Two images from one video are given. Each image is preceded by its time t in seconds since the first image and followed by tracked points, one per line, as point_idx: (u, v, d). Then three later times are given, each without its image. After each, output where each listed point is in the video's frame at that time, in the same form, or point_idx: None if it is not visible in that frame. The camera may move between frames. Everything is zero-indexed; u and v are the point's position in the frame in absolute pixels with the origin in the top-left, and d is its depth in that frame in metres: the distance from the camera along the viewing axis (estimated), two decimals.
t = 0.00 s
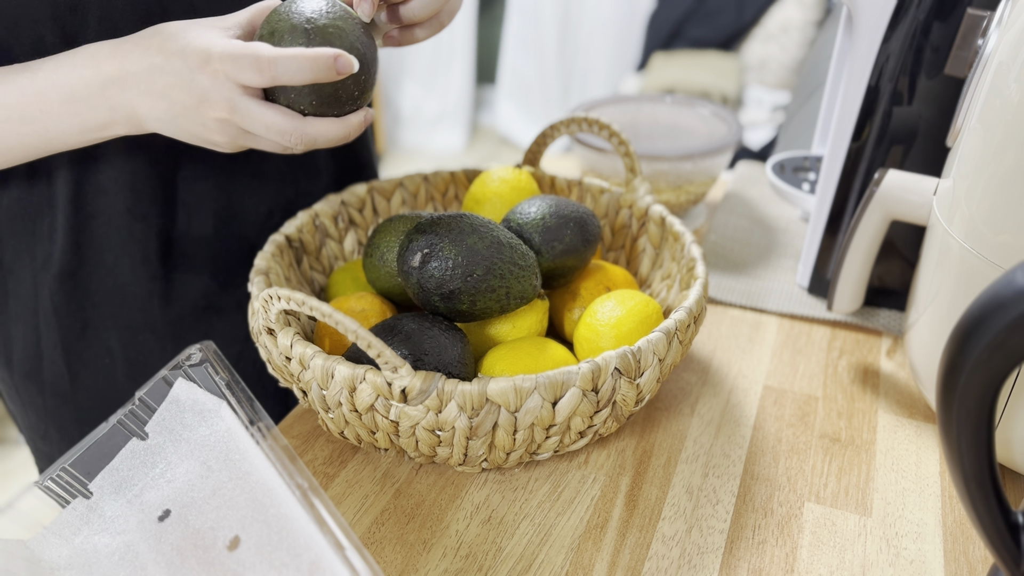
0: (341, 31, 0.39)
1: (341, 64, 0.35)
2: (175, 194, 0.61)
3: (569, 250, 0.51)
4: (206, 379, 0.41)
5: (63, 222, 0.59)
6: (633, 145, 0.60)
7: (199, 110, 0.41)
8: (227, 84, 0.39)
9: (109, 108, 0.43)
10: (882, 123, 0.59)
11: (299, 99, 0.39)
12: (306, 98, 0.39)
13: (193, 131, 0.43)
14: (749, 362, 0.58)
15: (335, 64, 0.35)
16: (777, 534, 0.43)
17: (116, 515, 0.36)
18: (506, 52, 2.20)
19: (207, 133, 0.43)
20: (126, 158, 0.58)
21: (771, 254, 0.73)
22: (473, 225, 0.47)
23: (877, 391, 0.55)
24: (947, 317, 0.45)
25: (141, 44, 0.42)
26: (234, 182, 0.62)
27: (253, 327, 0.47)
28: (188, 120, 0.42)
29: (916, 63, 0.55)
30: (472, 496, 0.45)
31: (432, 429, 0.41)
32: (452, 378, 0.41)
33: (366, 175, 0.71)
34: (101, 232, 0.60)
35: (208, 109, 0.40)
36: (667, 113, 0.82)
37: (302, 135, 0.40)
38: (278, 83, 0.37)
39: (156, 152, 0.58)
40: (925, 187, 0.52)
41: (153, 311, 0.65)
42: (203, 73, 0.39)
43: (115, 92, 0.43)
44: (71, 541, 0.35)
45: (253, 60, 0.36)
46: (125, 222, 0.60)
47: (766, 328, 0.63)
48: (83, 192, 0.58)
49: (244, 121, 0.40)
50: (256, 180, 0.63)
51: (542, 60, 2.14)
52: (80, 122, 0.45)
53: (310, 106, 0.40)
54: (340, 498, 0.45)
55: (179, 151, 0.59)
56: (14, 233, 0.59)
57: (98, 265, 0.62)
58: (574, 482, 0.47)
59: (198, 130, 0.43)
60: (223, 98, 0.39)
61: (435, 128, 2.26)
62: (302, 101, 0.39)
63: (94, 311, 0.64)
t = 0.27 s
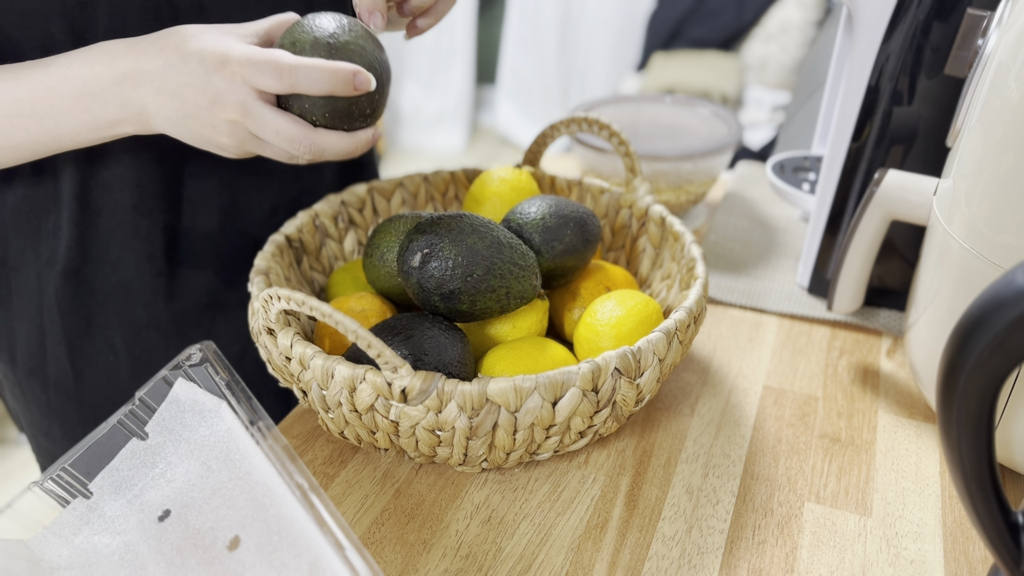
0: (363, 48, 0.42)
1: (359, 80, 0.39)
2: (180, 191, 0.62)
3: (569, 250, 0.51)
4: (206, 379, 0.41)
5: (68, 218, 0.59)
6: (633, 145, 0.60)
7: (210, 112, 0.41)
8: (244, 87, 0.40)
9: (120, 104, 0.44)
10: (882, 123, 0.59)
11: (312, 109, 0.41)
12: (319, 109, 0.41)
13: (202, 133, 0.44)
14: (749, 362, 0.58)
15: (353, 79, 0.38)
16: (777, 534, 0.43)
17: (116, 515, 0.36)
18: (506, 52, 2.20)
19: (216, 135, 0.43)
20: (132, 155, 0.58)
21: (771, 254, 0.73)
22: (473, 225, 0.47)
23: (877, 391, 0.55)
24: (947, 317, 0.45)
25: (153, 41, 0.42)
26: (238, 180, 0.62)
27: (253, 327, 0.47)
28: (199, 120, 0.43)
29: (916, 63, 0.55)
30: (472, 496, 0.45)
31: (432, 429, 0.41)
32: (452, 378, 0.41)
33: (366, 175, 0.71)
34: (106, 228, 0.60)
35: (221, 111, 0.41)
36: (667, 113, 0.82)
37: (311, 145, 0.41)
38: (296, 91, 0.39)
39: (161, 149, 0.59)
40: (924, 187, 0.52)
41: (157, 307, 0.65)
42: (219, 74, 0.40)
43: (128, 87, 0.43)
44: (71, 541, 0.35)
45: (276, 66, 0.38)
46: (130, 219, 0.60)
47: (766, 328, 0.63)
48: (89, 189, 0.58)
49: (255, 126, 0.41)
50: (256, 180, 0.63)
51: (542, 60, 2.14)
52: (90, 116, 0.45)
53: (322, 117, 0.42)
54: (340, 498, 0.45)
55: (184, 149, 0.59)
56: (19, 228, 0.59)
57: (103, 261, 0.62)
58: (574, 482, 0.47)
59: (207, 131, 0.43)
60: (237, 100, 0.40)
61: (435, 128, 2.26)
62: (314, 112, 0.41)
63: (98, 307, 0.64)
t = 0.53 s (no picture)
0: (377, 104, 0.48)
1: (377, 131, 0.45)
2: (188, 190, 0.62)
3: (569, 250, 0.51)
4: (206, 379, 0.41)
5: (75, 215, 0.58)
6: (633, 146, 0.60)
7: (223, 137, 0.44)
8: (265, 118, 0.44)
9: (126, 119, 0.45)
10: (882, 123, 0.59)
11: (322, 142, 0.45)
12: (328, 145, 0.45)
13: (207, 158, 0.46)
14: (749, 362, 0.58)
15: (373, 129, 0.44)
16: (777, 534, 0.43)
17: (116, 515, 0.36)
18: (506, 52, 2.20)
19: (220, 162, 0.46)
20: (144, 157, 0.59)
21: (771, 254, 0.73)
22: (473, 225, 0.47)
23: (877, 391, 0.55)
24: (947, 317, 0.45)
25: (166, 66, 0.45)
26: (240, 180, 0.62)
27: (253, 327, 0.47)
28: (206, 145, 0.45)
29: (916, 63, 0.55)
30: (472, 496, 0.45)
31: (432, 429, 0.41)
32: (452, 378, 0.41)
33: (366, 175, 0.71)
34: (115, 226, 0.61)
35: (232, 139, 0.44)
36: (667, 113, 0.82)
37: (317, 179, 0.45)
38: (318, 129, 0.44)
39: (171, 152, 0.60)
40: (924, 187, 0.52)
41: (162, 304, 0.65)
42: (244, 104, 0.43)
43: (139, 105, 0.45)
44: (71, 541, 0.35)
45: (305, 103, 0.43)
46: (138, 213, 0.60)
47: (766, 328, 0.63)
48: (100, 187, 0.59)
49: (266, 155, 0.45)
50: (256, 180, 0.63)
51: (542, 60, 2.14)
52: (95, 129, 0.46)
53: (329, 154, 0.46)
54: (340, 498, 0.45)
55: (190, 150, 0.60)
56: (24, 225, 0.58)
57: (110, 258, 0.62)
58: (574, 482, 0.47)
59: (212, 157, 0.46)
60: (257, 129, 0.44)
61: (435, 128, 2.26)
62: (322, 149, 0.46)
63: (103, 303, 0.64)
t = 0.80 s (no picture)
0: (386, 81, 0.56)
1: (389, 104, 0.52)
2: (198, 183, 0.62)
3: (569, 250, 0.51)
4: (206, 378, 0.41)
5: (88, 204, 0.59)
6: (633, 146, 0.60)
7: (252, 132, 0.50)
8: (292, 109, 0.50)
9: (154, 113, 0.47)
10: (882, 123, 0.59)
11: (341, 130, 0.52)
12: (350, 129, 0.52)
13: (227, 150, 0.51)
14: (749, 362, 0.58)
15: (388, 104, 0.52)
16: (777, 534, 0.43)
17: (116, 516, 0.36)
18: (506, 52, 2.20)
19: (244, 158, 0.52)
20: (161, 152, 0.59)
21: (771, 254, 0.73)
22: (473, 225, 0.47)
23: (877, 390, 0.55)
24: (947, 317, 0.45)
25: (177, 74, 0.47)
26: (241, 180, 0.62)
27: (253, 327, 0.47)
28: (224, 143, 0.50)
29: (916, 63, 0.55)
30: (472, 496, 0.46)
31: (432, 429, 0.41)
32: (452, 378, 0.41)
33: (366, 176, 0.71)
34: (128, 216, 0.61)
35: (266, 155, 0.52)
36: (667, 113, 0.82)
37: (343, 158, 0.52)
38: (344, 114, 0.50)
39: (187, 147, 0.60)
40: (924, 187, 0.52)
41: (173, 296, 0.66)
42: (267, 99, 0.49)
43: (158, 109, 0.48)
44: (71, 541, 0.35)
45: (332, 93, 0.49)
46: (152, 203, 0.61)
47: (766, 328, 0.63)
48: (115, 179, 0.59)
49: (295, 144, 0.51)
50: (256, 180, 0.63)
51: (542, 60, 2.14)
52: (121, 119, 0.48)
53: (345, 130, 0.52)
54: (340, 498, 0.45)
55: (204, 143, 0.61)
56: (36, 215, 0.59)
57: (122, 248, 0.62)
58: (574, 482, 0.47)
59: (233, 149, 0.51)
60: (283, 121, 0.49)
61: (435, 128, 2.26)
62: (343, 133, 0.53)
63: (114, 292, 0.64)
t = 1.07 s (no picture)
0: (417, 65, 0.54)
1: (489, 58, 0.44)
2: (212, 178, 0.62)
3: (569, 250, 0.51)
4: (206, 379, 0.41)
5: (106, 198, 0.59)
6: (633, 146, 0.60)
7: (374, 111, 0.41)
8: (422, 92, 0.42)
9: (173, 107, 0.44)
10: (881, 123, 0.59)
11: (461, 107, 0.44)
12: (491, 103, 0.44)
13: (359, 141, 0.41)
14: (749, 362, 0.59)
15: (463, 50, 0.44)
16: (776, 534, 0.44)
17: (116, 516, 0.36)
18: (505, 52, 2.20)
19: (403, 155, 0.41)
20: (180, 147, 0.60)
21: (771, 254, 0.73)
22: (472, 225, 0.47)
23: (876, 390, 0.55)
24: (946, 317, 0.45)
25: (220, 79, 0.42)
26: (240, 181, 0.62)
27: (253, 326, 0.47)
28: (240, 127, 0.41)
29: (915, 64, 0.55)
30: (472, 495, 0.46)
31: (432, 429, 0.41)
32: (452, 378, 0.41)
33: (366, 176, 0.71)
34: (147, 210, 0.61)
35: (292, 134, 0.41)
36: (667, 113, 0.82)
37: (477, 133, 0.41)
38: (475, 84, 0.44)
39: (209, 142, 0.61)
40: (923, 188, 0.52)
41: (186, 289, 0.65)
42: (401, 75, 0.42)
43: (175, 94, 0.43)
44: (72, 541, 0.35)
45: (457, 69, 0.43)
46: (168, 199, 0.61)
47: (765, 328, 0.63)
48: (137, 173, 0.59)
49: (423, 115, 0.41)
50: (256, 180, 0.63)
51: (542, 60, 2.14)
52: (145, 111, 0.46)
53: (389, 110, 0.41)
54: (340, 497, 0.45)
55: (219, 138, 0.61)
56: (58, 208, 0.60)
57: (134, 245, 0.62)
58: (574, 482, 0.47)
59: (362, 139, 0.41)
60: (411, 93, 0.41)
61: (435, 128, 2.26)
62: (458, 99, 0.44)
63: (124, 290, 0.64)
